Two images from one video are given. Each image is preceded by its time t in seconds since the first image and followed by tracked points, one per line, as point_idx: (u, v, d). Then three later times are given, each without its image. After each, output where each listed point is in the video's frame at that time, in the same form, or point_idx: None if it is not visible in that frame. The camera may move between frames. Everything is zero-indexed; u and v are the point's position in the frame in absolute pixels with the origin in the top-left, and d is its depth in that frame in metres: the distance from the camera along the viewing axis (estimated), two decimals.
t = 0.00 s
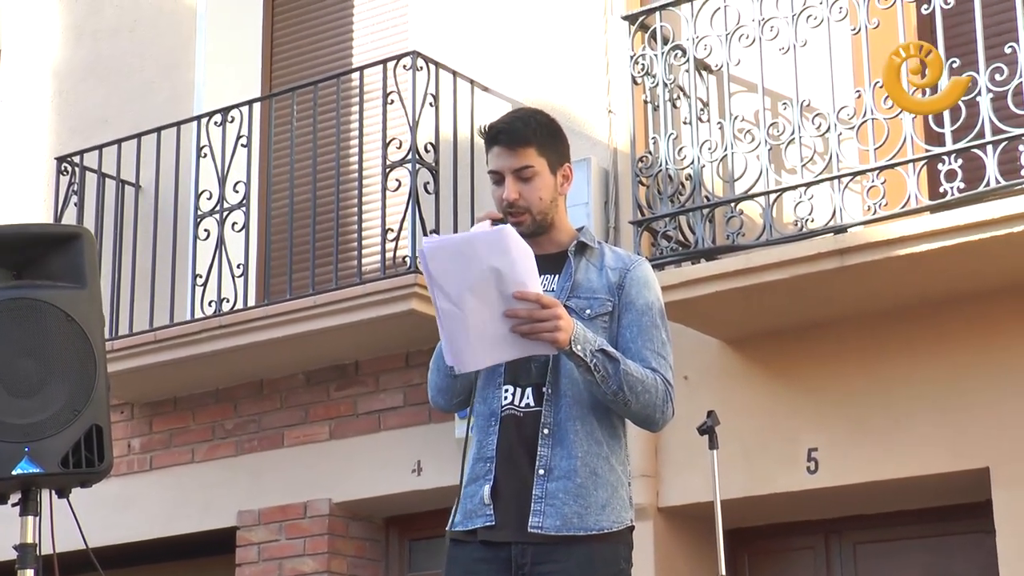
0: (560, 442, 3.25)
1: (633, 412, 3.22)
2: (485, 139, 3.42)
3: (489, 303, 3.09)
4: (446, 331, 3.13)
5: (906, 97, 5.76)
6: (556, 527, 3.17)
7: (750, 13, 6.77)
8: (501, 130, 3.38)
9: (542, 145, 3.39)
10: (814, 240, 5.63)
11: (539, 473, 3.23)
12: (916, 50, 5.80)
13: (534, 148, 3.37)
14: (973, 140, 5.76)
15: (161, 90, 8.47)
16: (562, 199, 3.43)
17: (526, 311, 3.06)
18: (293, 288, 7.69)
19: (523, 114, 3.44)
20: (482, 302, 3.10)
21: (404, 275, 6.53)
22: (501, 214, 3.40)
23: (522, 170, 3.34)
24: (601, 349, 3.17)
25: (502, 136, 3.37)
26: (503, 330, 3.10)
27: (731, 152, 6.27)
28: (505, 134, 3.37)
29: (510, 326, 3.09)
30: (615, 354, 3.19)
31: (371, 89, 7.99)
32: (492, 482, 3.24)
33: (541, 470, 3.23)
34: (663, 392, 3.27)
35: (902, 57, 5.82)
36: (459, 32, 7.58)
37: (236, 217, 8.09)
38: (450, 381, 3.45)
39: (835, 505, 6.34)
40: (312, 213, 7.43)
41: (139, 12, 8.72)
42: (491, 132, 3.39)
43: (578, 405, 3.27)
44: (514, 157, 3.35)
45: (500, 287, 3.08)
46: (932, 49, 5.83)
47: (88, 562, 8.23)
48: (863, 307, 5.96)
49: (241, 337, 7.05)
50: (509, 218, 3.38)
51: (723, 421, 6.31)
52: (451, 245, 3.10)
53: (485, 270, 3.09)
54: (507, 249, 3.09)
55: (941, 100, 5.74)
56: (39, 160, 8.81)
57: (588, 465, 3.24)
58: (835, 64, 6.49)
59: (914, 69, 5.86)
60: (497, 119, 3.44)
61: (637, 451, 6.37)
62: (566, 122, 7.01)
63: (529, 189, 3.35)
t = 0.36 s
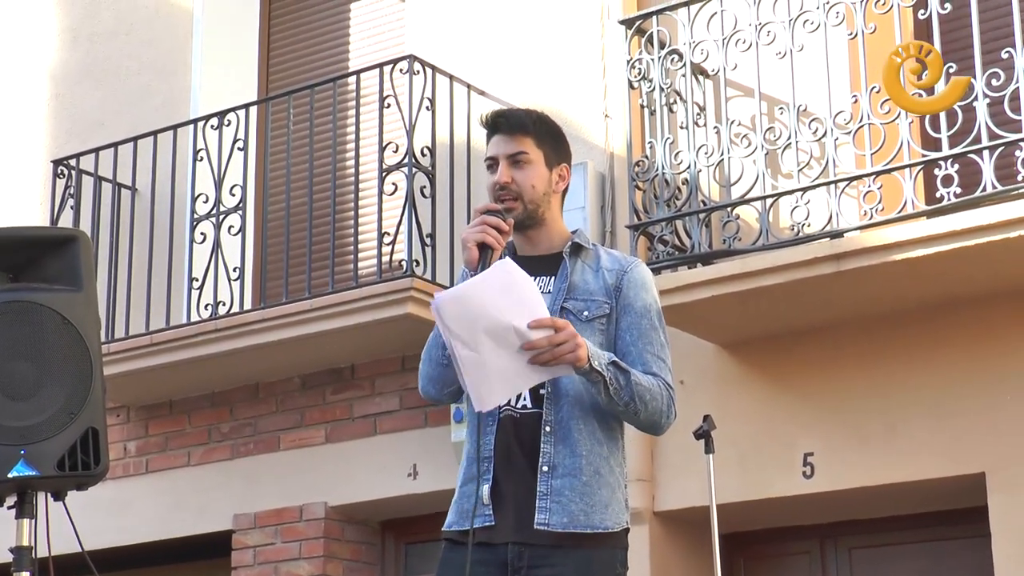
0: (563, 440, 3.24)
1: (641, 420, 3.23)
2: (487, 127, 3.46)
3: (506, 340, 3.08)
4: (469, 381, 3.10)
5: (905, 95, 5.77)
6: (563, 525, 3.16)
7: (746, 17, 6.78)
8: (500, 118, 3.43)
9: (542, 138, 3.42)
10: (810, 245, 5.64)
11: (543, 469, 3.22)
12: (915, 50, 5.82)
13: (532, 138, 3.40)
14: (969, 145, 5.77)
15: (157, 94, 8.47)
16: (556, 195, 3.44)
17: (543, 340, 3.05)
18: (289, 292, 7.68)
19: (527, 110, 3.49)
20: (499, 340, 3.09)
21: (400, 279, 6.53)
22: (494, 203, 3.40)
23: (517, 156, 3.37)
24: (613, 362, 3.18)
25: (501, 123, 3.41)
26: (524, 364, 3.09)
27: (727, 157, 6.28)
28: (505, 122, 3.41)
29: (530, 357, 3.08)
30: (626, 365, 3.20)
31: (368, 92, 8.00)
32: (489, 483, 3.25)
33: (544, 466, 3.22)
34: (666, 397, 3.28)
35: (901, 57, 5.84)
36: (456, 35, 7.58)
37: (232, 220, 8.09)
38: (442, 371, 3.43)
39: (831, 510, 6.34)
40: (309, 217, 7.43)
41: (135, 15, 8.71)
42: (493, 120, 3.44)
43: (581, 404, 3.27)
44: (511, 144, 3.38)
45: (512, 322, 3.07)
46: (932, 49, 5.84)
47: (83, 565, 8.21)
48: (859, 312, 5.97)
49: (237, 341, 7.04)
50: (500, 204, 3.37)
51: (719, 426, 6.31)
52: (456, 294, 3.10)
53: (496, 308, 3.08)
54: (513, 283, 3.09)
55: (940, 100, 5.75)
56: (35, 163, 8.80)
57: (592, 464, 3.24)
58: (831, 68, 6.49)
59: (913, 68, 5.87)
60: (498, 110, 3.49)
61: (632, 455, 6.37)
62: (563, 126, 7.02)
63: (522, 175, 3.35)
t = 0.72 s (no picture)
0: (569, 439, 3.25)
1: (621, 409, 3.21)
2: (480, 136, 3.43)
3: (494, 300, 3.06)
4: (451, 335, 3.08)
5: (904, 94, 5.77)
6: (576, 522, 3.17)
7: (744, 19, 6.78)
8: (495, 127, 3.40)
9: (537, 145, 3.40)
10: (808, 246, 5.64)
11: (551, 469, 3.21)
12: (916, 50, 5.82)
13: (528, 147, 3.38)
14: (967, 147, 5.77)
15: (155, 94, 8.46)
16: (553, 201, 3.44)
17: (533, 304, 3.03)
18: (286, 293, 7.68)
19: (519, 113, 3.46)
20: (486, 299, 3.06)
21: (398, 279, 6.53)
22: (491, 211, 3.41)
23: (515, 168, 3.36)
24: (598, 342, 3.16)
25: (497, 132, 3.39)
26: (508, 328, 3.06)
27: (725, 159, 6.28)
28: (500, 131, 3.39)
29: (516, 322, 3.06)
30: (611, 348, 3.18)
31: (365, 94, 8.00)
32: (485, 481, 3.22)
33: (553, 466, 3.22)
34: (650, 390, 3.26)
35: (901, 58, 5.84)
36: (454, 36, 7.58)
37: (230, 221, 8.08)
38: (442, 374, 3.44)
39: (828, 512, 6.34)
40: (307, 217, 7.43)
41: (132, 16, 8.70)
42: (487, 129, 3.41)
43: (583, 403, 3.28)
44: (508, 154, 3.37)
45: (504, 282, 3.06)
46: (932, 49, 5.85)
47: (80, 566, 8.21)
48: (857, 313, 5.97)
49: (234, 341, 7.04)
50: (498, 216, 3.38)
51: (716, 427, 6.31)
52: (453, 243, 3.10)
53: (489, 265, 3.07)
54: (511, 244, 3.09)
55: (940, 101, 5.75)
56: (32, 163, 8.80)
57: (598, 460, 3.26)
58: (829, 70, 6.50)
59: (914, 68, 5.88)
60: (493, 118, 3.46)
61: (629, 456, 6.37)
62: (560, 127, 7.02)
63: (521, 188, 3.36)
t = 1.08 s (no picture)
0: (555, 442, 3.24)
1: (610, 409, 3.20)
2: (467, 141, 3.43)
3: (471, 296, 3.07)
4: (429, 326, 3.11)
5: (903, 93, 5.77)
6: (558, 523, 3.16)
7: (743, 21, 6.79)
8: (481, 131, 3.40)
9: (525, 146, 3.40)
10: (806, 249, 5.64)
11: (538, 469, 3.20)
12: (916, 50, 5.83)
13: (516, 149, 3.37)
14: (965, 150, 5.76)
15: (153, 96, 8.46)
16: (544, 201, 3.43)
17: (509, 303, 3.04)
18: (284, 295, 7.68)
19: (505, 116, 3.45)
20: (464, 294, 3.07)
21: (396, 281, 6.52)
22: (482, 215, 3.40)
23: (503, 170, 3.35)
24: (582, 343, 3.14)
25: (482, 136, 3.39)
26: (486, 323, 3.07)
27: (723, 161, 6.28)
28: (486, 135, 3.39)
29: (493, 318, 3.07)
30: (596, 349, 3.16)
31: (364, 95, 8.00)
32: (479, 487, 3.23)
33: (539, 466, 3.21)
34: (641, 390, 3.25)
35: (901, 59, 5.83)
36: (452, 38, 7.58)
37: (227, 223, 8.08)
38: (438, 381, 3.43)
39: (825, 515, 6.34)
40: (305, 219, 7.43)
41: (132, 17, 8.70)
42: (473, 134, 3.41)
43: (571, 405, 3.27)
44: (494, 157, 3.36)
45: (481, 279, 3.06)
46: (932, 49, 5.86)
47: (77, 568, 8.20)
48: (854, 316, 5.97)
49: (232, 343, 7.03)
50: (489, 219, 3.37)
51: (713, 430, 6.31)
52: (429, 236, 3.08)
53: (466, 260, 3.07)
54: (489, 240, 3.08)
55: (938, 101, 5.76)
56: (31, 165, 8.79)
57: (584, 466, 3.24)
58: (827, 72, 6.50)
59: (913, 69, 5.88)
60: (478, 122, 3.46)
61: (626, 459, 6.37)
62: (559, 129, 7.02)
63: (509, 191, 3.35)
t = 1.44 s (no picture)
0: (548, 449, 3.24)
1: (614, 411, 3.17)
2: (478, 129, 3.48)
3: (478, 292, 3.00)
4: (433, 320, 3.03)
5: (903, 93, 5.77)
6: (545, 536, 3.15)
7: (746, 23, 6.79)
8: (491, 117, 3.45)
9: (533, 135, 3.43)
10: (809, 251, 5.64)
11: (527, 479, 3.21)
12: (915, 50, 5.82)
13: (523, 135, 3.41)
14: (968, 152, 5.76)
15: (155, 98, 8.46)
16: (548, 196, 3.43)
17: (518, 302, 2.97)
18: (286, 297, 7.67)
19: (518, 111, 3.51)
20: (471, 290, 3.00)
21: (398, 283, 6.53)
22: (484, 199, 3.40)
23: (508, 151, 3.38)
24: (587, 344, 3.12)
25: (492, 120, 3.44)
26: (491, 321, 3.01)
27: (726, 163, 6.28)
28: (495, 119, 3.43)
29: (499, 316, 3.00)
30: (601, 350, 3.14)
31: (366, 98, 8.00)
32: (480, 487, 3.22)
33: (529, 476, 3.22)
34: (644, 395, 3.22)
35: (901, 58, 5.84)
36: (455, 40, 7.58)
37: (230, 224, 8.08)
38: (435, 378, 3.36)
39: (827, 517, 6.33)
40: (307, 221, 7.43)
41: (134, 19, 8.70)
42: (484, 120, 3.46)
43: (567, 411, 3.26)
44: (502, 140, 3.39)
45: (490, 276, 2.98)
46: (933, 50, 5.85)
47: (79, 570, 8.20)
48: (857, 318, 5.97)
49: (235, 345, 7.03)
50: (490, 200, 3.37)
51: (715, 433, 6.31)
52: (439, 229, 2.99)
53: (475, 256, 2.99)
54: (499, 236, 3.00)
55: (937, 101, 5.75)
56: (33, 167, 8.80)
57: (576, 473, 3.23)
58: (830, 74, 6.50)
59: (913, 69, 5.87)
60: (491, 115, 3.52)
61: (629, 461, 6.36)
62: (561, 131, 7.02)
63: (512, 172, 3.36)
